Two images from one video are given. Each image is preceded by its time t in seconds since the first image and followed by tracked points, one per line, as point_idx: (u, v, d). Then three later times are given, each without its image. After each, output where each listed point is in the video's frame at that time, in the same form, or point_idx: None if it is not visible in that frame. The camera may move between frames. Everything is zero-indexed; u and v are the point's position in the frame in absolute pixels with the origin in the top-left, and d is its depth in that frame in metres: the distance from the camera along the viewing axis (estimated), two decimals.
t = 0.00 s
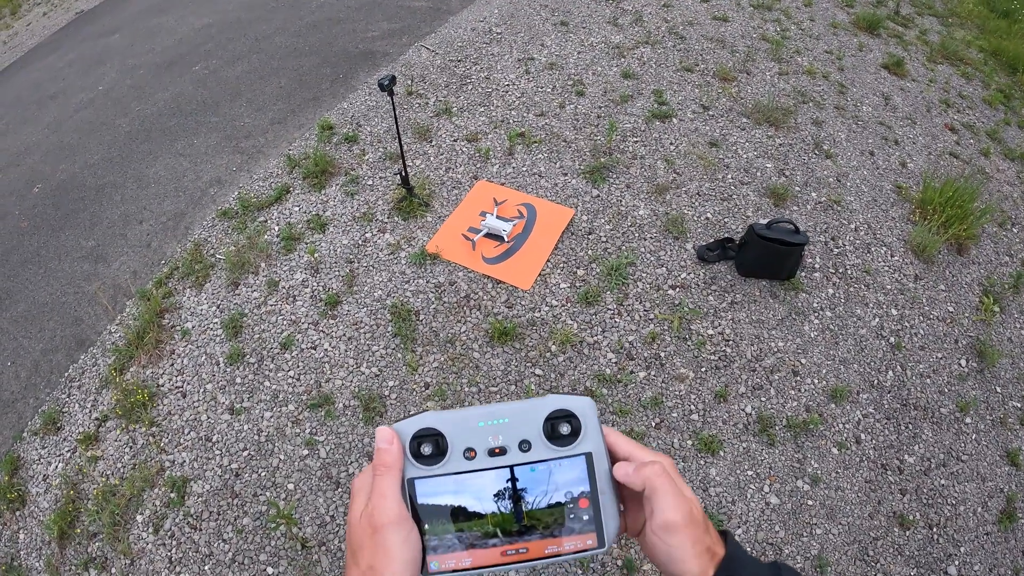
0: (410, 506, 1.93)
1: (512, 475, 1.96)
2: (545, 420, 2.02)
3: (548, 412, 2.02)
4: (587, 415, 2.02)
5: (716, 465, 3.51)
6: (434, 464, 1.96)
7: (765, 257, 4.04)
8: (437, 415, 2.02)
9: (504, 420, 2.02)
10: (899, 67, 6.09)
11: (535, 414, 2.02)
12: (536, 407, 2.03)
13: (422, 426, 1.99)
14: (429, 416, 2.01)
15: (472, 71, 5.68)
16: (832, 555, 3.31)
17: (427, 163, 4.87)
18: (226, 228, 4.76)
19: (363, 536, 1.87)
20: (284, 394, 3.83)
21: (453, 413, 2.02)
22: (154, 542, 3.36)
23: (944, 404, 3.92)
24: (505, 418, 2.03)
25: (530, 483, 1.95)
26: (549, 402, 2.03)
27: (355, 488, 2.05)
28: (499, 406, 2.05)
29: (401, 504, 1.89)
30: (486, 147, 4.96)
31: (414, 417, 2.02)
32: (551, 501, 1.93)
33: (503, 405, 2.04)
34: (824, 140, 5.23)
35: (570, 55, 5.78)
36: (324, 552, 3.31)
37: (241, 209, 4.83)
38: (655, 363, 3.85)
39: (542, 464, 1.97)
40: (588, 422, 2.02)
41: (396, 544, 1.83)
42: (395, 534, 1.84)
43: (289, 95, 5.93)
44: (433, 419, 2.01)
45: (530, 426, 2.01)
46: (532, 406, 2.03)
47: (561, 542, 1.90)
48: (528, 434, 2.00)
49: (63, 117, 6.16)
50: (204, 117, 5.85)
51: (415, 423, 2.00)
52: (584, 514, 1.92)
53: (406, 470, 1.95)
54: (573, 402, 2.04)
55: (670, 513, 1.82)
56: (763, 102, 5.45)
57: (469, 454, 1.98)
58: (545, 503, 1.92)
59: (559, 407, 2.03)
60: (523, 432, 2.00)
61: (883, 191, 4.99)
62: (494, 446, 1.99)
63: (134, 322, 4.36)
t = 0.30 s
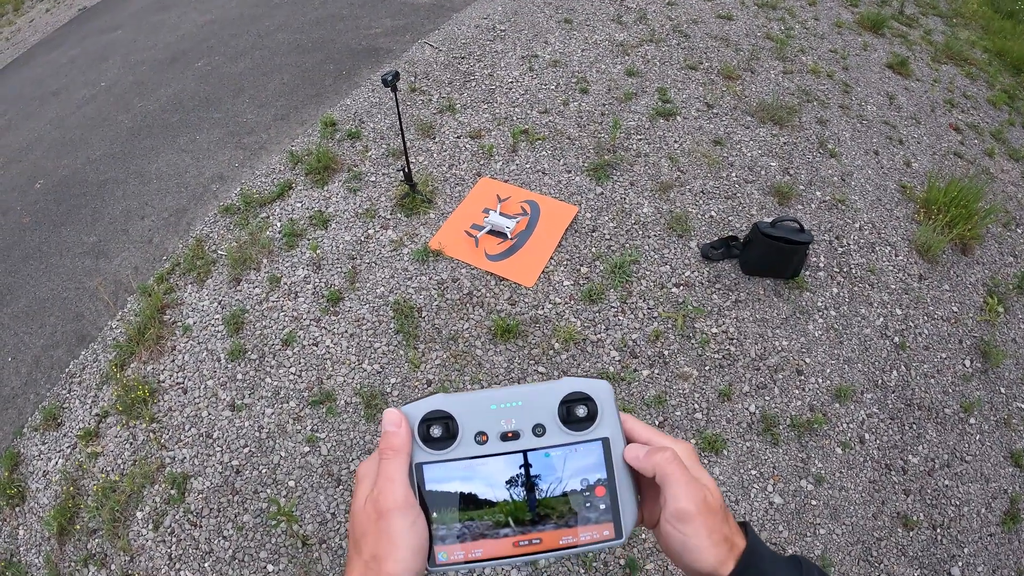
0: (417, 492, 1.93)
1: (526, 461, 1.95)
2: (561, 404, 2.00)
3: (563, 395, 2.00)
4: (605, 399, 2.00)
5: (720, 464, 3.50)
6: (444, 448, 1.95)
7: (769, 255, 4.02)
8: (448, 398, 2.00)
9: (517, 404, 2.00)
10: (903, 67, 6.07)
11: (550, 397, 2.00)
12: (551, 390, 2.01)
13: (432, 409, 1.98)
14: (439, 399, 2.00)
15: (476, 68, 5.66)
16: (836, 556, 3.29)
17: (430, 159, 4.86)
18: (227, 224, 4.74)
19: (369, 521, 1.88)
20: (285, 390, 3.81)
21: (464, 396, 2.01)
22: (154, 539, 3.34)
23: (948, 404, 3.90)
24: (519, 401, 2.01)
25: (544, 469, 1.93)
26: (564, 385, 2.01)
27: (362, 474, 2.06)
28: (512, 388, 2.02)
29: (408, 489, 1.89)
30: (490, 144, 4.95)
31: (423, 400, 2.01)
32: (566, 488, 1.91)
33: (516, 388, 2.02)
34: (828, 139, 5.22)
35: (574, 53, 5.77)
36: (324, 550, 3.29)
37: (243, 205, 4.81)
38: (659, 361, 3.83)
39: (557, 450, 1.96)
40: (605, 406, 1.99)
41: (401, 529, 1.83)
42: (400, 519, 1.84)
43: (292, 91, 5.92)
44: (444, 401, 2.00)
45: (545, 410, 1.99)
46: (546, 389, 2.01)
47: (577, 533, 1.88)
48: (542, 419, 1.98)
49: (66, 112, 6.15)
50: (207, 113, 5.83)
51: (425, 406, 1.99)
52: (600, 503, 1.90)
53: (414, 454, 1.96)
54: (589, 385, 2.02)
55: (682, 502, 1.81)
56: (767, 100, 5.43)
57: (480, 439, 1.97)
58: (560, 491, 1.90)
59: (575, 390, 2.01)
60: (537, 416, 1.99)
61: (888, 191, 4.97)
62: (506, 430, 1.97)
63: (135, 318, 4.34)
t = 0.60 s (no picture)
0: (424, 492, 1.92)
1: (535, 460, 1.95)
2: (570, 401, 1.99)
3: (572, 392, 2.00)
4: (614, 397, 2.00)
5: (722, 466, 3.49)
6: (452, 446, 1.95)
7: (771, 258, 4.02)
8: (456, 396, 2.00)
9: (526, 401, 2.00)
10: (904, 70, 6.08)
11: (559, 395, 2.00)
12: (560, 387, 2.01)
13: (440, 407, 1.97)
14: (447, 396, 1.99)
15: (478, 69, 5.66)
16: (838, 558, 3.28)
17: (432, 160, 4.86)
18: (229, 224, 4.74)
19: (375, 518, 1.89)
20: (286, 391, 3.81)
21: (473, 394, 2.01)
22: (154, 539, 3.33)
23: (950, 406, 3.90)
24: (527, 399, 2.00)
25: (554, 468, 1.93)
26: (573, 382, 2.01)
27: (369, 470, 2.06)
28: (521, 386, 2.02)
29: (415, 489, 1.88)
30: (492, 146, 4.95)
31: (431, 397, 2.00)
32: (575, 487, 1.91)
33: (525, 385, 2.01)
34: (830, 142, 5.22)
35: (576, 55, 5.77)
36: (325, 551, 3.28)
37: (245, 205, 4.81)
38: (661, 363, 3.82)
39: (566, 448, 1.95)
40: (614, 403, 2.00)
41: (406, 529, 1.82)
42: (406, 519, 1.83)
43: (294, 92, 5.92)
44: (452, 399, 1.99)
45: (554, 407, 1.99)
46: (555, 387, 2.00)
47: (586, 533, 1.87)
48: (551, 416, 1.98)
49: (67, 112, 6.15)
50: (209, 114, 5.83)
51: (433, 403, 1.98)
52: (609, 502, 1.89)
53: (421, 453, 1.95)
54: (598, 382, 2.02)
55: (693, 500, 1.81)
56: (769, 103, 5.43)
57: (489, 437, 1.96)
58: (569, 490, 1.89)
59: (584, 387, 2.01)
60: (547, 414, 1.98)
61: (890, 193, 4.97)
62: (515, 428, 1.97)
63: (136, 318, 4.34)
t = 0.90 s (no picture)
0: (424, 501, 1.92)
1: (536, 467, 1.95)
2: (570, 409, 2.00)
3: (573, 400, 2.01)
4: (615, 404, 2.00)
5: (722, 473, 3.49)
6: (453, 454, 1.95)
7: (771, 265, 4.03)
8: (457, 404, 2.01)
9: (527, 409, 2.00)
10: (903, 76, 6.10)
11: (560, 402, 2.00)
12: (560, 395, 2.01)
13: (441, 415, 1.98)
14: (448, 404, 2.00)
15: (478, 77, 5.68)
16: (839, 564, 3.28)
17: (433, 168, 4.87)
18: (230, 231, 4.75)
19: (375, 528, 1.87)
20: (287, 398, 3.81)
21: (473, 402, 2.01)
22: (154, 546, 3.33)
23: (951, 412, 3.90)
24: (528, 406, 2.01)
25: (555, 475, 1.94)
26: (573, 390, 2.02)
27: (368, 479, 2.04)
28: (521, 394, 2.03)
29: (416, 496, 1.88)
30: (492, 153, 4.96)
31: (431, 405, 2.01)
32: (577, 494, 1.92)
33: (526, 393, 2.02)
34: (829, 148, 5.23)
35: (576, 62, 5.80)
36: (326, 558, 3.28)
37: (246, 212, 4.82)
38: (661, 370, 3.83)
39: (567, 455, 1.96)
40: (615, 411, 2.00)
41: (407, 537, 1.82)
42: (407, 527, 1.83)
43: (295, 99, 5.94)
44: (452, 407, 2.00)
45: (555, 415, 1.99)
46: (556, 394, 2.01)
47: (587, 540, 1.88)
48: (552, 423, 1.98)
49: (69, 118, 6.17)
50: (210, 120, 5.85)
51: (433, 411, 1.98)
52: (610, 510, 1.90)
53: (422, 461, 1.95)
54: (599, 390, 2.02)
55: (694, 506, 1.81)
56: (768, 110, 5.45)
57: (489, 444, 1.97)
58: (570, 498, 1.90)
59: (584, 395, 2.01)
60: (547, 421, 1.99)
61: (889, 200, 4.98)
62: (515, 436, 1.97)
63: (136, 324, 4.34)
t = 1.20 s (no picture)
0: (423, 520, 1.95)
1: (530, 489, 1.96)
2: (566, 432, 2.00)
3: (568, 424, 2.01)
4: (609, 427, 2.01)
5: (719, 483, 3.51)
6: (449, 476, 1.96)
7: (768, 276, 4.05)
8: (453, 427, 2.00)
9: (523, 432, 2.00)
10: (901, 85, 6.13)
11: (555, 426, 2.00)
12: (555, 418, 2.00)
13: (437, 438, 1.98)
14: (444, 428, 1.99)
15: (478, 89, 5.72)
16: (835, 573, 3.31)
17: (432, 180, 4.91)
18: (231, 242, 4.79)
19: (377, 550, 1.91)
20: (287, 409, 3.84)
21: (469, 425, 2.01)
22: (154, 555, 3.35)
23: (948, 421, 3.92)
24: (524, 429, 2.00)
25: (548, 496, 1.96)
26: (568, 414, 2.01)
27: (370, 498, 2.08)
28: (517, 417, 2.02)
29: (415, 518, 1.92)
30: (492, 165, 5.00)
31: (428, 428, 2.01)
32: (568, 515, 1.95)
33: (521, 416, 2.01)
34: (826, 159, 5.27)
35: (575, 74, 5.84)
36: (326, 567, 3.30)
37: (247, 223, 4.86)
38: (659, 381, 3.85)
39: (561, 478, 1.97)
40: (609, 434, 2.01)
41: (410, 560, 1.87)
42: (409, 550, 1.88)
43: (295, 110, 5.98)
44: (449, 431, 2.00)
45: (550, 439, 1.99)
46: (551, 418, 2.00)
47: (578, 557, 1.93)
48: (547, 447, 1.98)
49: (70, 127, 6.21)
50: (211, 131, 5.89)
51: (430, 434, 1.99)
52: (601, 528, 1.94)
53: (420, 483, 1.97)
54: (594, 413, 2.03)
55: (688, 531, 1.84)
56: (766, 121, 5.48)
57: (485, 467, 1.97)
58: (563, 518, 1.93)
59: (579, 419, 2.01)
60: (542, 445, 1.99)
61: (886, 210, 5.01)
62: (511, 459, 1.97)
63: (137, 333, 4.37)
